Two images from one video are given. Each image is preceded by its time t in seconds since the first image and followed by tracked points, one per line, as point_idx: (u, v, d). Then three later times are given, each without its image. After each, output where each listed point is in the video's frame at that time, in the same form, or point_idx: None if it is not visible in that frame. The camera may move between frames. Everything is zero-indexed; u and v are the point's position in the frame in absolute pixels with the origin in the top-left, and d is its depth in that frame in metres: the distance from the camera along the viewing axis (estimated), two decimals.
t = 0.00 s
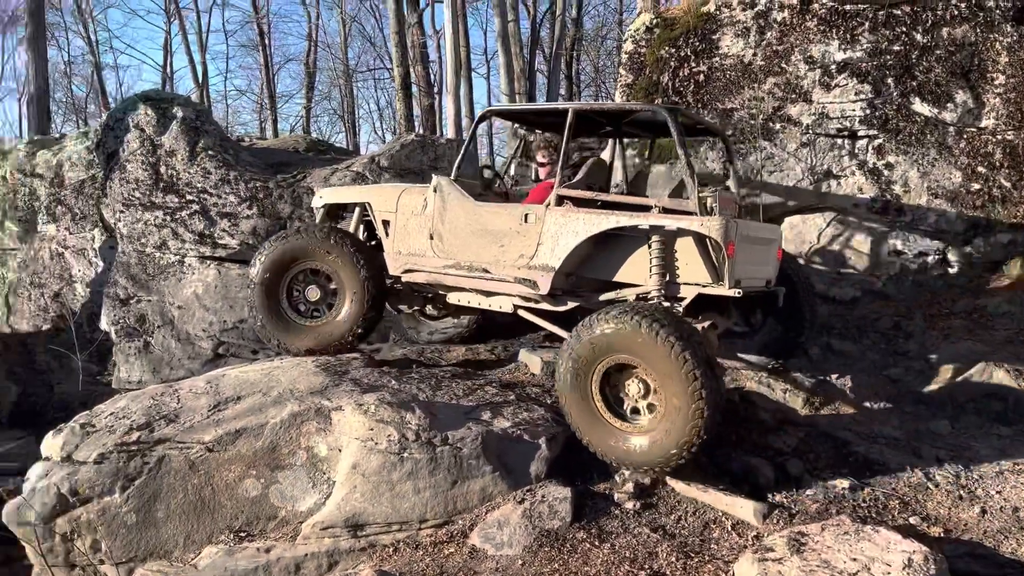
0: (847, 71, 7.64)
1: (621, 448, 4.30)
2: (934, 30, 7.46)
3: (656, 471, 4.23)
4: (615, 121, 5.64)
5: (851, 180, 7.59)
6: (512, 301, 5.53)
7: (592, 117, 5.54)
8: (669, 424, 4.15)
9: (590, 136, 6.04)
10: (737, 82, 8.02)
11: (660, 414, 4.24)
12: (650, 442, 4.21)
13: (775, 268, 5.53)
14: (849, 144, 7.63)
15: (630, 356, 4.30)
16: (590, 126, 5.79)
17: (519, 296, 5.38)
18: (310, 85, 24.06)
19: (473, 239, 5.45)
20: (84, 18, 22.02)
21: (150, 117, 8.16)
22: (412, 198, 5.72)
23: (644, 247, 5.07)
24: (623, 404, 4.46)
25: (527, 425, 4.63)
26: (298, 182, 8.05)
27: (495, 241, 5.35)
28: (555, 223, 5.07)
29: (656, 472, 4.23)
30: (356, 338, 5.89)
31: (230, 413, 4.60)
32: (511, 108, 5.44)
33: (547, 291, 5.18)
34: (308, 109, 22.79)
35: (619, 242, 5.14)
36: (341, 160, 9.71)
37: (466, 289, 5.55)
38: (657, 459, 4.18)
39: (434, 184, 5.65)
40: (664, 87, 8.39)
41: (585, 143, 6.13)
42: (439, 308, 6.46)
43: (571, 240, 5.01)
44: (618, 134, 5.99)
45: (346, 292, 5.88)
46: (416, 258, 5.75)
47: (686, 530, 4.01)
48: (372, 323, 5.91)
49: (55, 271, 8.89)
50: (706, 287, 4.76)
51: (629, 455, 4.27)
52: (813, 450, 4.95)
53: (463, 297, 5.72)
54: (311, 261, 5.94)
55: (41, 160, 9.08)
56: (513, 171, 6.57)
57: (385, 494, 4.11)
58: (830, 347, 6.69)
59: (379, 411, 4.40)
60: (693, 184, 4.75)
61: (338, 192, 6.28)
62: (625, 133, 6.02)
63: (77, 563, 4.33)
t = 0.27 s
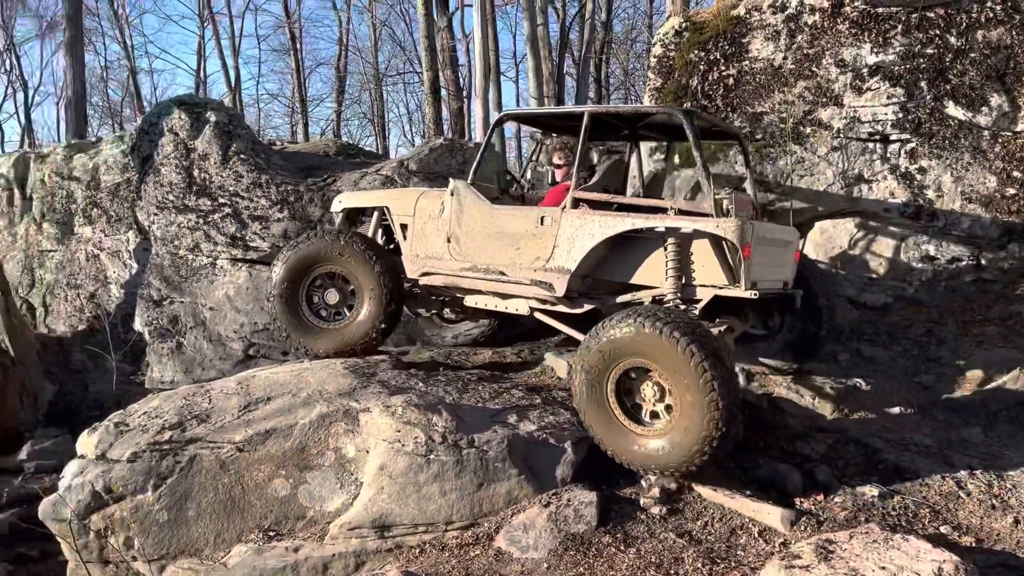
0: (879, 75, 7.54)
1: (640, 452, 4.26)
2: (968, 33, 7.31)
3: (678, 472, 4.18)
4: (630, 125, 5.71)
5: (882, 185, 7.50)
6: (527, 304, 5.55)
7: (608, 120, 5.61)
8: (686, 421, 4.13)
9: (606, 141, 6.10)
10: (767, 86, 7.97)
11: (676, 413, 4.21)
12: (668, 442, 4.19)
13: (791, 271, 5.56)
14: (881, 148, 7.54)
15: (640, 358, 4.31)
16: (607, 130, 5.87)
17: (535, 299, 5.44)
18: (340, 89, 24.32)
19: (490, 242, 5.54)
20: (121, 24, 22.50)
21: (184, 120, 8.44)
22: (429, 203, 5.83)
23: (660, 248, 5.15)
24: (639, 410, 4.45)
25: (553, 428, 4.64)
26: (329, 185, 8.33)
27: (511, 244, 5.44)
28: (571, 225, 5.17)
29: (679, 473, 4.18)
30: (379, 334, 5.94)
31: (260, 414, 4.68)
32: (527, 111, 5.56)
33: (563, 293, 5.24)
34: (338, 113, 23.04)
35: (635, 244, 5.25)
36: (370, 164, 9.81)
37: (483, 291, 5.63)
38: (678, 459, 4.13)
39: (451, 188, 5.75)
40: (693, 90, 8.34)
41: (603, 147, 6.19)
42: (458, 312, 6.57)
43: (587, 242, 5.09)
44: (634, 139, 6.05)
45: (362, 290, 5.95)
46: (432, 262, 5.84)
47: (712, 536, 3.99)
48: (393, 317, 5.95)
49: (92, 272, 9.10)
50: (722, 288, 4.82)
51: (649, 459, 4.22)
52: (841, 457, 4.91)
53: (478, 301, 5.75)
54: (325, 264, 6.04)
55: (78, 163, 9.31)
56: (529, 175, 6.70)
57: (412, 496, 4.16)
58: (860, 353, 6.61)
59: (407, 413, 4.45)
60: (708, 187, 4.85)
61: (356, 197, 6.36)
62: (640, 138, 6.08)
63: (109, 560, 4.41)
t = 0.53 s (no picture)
0: (906, 78, 7.43)
1: (655, 459, 4.25)
2: (998, 35, 7.17)
3: (696, 476, 4.17)
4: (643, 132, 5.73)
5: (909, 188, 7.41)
6: (539, 310, 5.63)
7: (620, 128, 5.64)
8: (698, 422, 4.14)
9: (620, 146, 6.11)
10: (792, 89, 7.91)
11: (686, 416, 4.23)
12: (682, 445, 4.19)
13: (806, 279, 5.49)
14: (908, 152, 7.46)
15: (645, 365, 4.34)
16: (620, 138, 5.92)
17: (547, 304, 5.52)
18: (367, 92, 24.55)
19: (502, 248, 5.61)
20: (153, 29, 22.94)
21: (212, 124, 8.68)
22: (442, 209, 5.91)
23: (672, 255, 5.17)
24: (650, 418, 4.46)
25: (574, 431, 4.67)
26: (355, 187, 8.48)
27: (523, 250, 5.50)
28: (581, 233, 5.22)
29: (696, 476, 4.17)
30: (398, 328, 6.00)
31: (285, 414, 4.75)
32: (539, 117, 5.63)
33: (573, 300, 5.29)
34: (365, 116, 23.27)
35: (645, 251, 5.26)
36: (395, 167, 9.90)
37: (495, 298, 5.70)
38: (694, 463, 4.13)
39: (463, 195, 5.81)
40: (718, 94, 8.30)
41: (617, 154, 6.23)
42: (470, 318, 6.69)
43: (597, 250, 5.14)
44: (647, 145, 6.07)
45: (375, 289, 6.02)
46: (445, 268, 5.92)
47: (733, 540, 3.98)
48: (409, 309, 6.01)
49: (124, 273, 9.30)
50: (732, 296, 4.82)
51: (666, 465, 4.21)
52: (865, 462, 4.87)
53: (491, 305, 5.84)
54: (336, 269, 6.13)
55: (110, 166, 9.53)
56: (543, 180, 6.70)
57: (433, 496, 4.20)
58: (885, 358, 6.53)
59: (429, 414, 4.51)
60: (720, 195, 4.90)
61: (371, 202, 6.45)
62: (654, 145, 6.10)
63: (137, 556, 4.50)
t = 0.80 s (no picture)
0: (930, 79, 7.34)
1: (670, 458, 4.25)
2: None
3: (712, 470, 4.15)
4: (652, 133, 5.73)
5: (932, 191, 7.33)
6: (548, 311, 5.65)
7: (629, 129, 5.65)
8: (706, 413, 4.16)
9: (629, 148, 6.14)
10: (813, 91, 7.85)
11: (695, 410, 4.25)
12: (694, 439, 4.20)
13: (813, 279, 5.52)
14: (931, 154, 7.38)
15: (649, 363, 4.40)
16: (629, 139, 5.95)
17: (556, 305, 5.55)
18: (389, 94, 24.70)
19: (511, 250, 5.65)
20: (179, 33, 23.27)
21: (237, 126, 8.86)
22: (452, 210, 5.94)
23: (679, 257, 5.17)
24: (662, 419, 4.48)
25: (592, 432, 4.69)
26: (377, 189, 8.56)
27: (532, 251, 5.54)
28: (591, 234, 5.25)
29: (711, 470, 4.15)
30: (413, 320, 6.05)
31: (305, 413, 4.81)
32: (548, 121, 5.68)
33: (583, 300, 5.31)
34: (387, 119, 23.41)
35: (653, 252, 5.27)
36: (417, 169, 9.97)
37: (504, 298, 5.73)
38: (708, 456, 4.12)
39: (474, 197, 5.86)
40: (739, 96, 8.23)
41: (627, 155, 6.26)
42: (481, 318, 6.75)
43: (606, 250, 5.16)
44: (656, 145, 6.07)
45: (383, 286, 6.09)
46: (455, 269, 5.96)
47: (751, 543, 3.97)
48: (420, 300, 6.06)
49: (149, 273, 9.43)
50: (741, 297, 4.84)
51: (681, 463, 4.21)
52: (885, 466, 4.84)
53: (501, 306, 5.89)
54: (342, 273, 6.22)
55: (137, 168, 9.68)
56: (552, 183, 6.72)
57: (451, 495, 4.24)
58: (907, 362, 6.46)
59: (447, 414, 4.56)
60: (728, 196, 4.92)
61: (382, 204, 6.54)
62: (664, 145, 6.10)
63: (160, 551, 4.58)
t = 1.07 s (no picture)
0: (948, 81, 7.25)
1: (681, 456, 4.24)
2: None
3: (724, 463, 4.14)
4: (658, 135, 5.79)
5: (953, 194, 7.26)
6: (555, 311, 5.69)
7: (635, 131, 5.71)
8: (711, 406, 4.17)
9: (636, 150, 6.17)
10: (831, 92, 7.79)
11: (700, 405, 4.26)
12: (702, 434, 4.20)
13: (819, 279, 5.48)
14: (950, 156, 7.30)
15: (651, 362, 4.42)
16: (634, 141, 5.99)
17: (563, 305, 5.58)
18: (407, 96, 24.81)
19: (518, 250, 5.67)
20: (200, 35, 23.52)
21: (256, 129, 9.01)
22: (460, 212, 5.99)
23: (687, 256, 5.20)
24: (671, 418, 4.48)
25: (607, 433, 4.69)
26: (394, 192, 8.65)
27: (539, 252, 5.56)
28: (597, 234, 5.26)
29: (724, 463, 4.13)
30: (423, 315, 6.09)
31: (321, 413, 4.86)
32: (553, 123, 5.72)
33: (589, 300, 5.32)
34: (405, 120, 23.52)
35: (661, 253, 5.31)
36: (433, 171, 10.02)
37: (511, 299, 5.75)
38: (718, 449, 4.11)
39: (481, 198, 5.90)
40: (756, 97, 8.18)
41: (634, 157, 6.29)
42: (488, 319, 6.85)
43: (612, 250, 5.16)
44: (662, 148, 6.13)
45: (388, 284, 6.14)
46: (463, 270, 6.01)
47: (766, 545, 3.96)
48: (427, 294, 6.10)
49: (168, 273, 9.54)
50: (747, 296, 4.83)
51: (693, 459, 4.20)
52: (902, 470, 4.82)
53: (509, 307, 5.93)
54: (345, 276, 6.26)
55: (157, 169, 9.80)
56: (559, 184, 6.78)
57: (466, 495, 4.26)
58: (925, 365, 6.42)
59: (461, 415, 4.58)
60: (733, 195, 4.89)
61: (391, 207, 6.58)
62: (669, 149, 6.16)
63: (178, 548, 4.64)
